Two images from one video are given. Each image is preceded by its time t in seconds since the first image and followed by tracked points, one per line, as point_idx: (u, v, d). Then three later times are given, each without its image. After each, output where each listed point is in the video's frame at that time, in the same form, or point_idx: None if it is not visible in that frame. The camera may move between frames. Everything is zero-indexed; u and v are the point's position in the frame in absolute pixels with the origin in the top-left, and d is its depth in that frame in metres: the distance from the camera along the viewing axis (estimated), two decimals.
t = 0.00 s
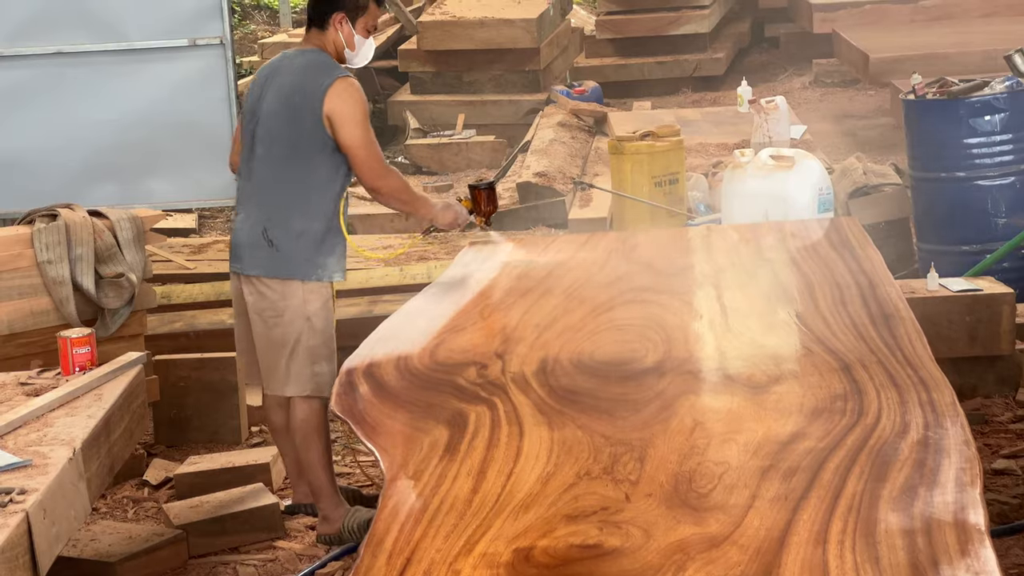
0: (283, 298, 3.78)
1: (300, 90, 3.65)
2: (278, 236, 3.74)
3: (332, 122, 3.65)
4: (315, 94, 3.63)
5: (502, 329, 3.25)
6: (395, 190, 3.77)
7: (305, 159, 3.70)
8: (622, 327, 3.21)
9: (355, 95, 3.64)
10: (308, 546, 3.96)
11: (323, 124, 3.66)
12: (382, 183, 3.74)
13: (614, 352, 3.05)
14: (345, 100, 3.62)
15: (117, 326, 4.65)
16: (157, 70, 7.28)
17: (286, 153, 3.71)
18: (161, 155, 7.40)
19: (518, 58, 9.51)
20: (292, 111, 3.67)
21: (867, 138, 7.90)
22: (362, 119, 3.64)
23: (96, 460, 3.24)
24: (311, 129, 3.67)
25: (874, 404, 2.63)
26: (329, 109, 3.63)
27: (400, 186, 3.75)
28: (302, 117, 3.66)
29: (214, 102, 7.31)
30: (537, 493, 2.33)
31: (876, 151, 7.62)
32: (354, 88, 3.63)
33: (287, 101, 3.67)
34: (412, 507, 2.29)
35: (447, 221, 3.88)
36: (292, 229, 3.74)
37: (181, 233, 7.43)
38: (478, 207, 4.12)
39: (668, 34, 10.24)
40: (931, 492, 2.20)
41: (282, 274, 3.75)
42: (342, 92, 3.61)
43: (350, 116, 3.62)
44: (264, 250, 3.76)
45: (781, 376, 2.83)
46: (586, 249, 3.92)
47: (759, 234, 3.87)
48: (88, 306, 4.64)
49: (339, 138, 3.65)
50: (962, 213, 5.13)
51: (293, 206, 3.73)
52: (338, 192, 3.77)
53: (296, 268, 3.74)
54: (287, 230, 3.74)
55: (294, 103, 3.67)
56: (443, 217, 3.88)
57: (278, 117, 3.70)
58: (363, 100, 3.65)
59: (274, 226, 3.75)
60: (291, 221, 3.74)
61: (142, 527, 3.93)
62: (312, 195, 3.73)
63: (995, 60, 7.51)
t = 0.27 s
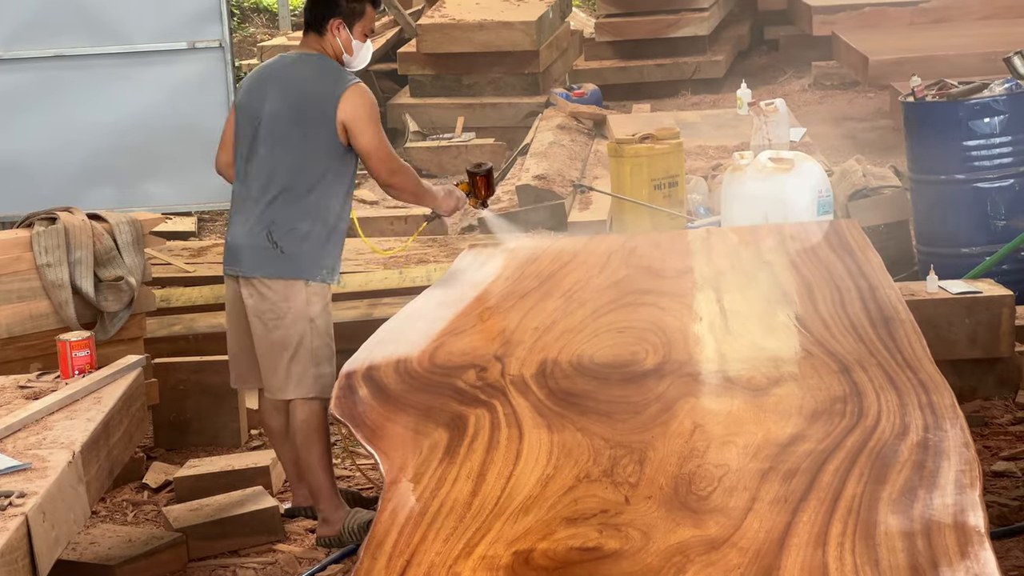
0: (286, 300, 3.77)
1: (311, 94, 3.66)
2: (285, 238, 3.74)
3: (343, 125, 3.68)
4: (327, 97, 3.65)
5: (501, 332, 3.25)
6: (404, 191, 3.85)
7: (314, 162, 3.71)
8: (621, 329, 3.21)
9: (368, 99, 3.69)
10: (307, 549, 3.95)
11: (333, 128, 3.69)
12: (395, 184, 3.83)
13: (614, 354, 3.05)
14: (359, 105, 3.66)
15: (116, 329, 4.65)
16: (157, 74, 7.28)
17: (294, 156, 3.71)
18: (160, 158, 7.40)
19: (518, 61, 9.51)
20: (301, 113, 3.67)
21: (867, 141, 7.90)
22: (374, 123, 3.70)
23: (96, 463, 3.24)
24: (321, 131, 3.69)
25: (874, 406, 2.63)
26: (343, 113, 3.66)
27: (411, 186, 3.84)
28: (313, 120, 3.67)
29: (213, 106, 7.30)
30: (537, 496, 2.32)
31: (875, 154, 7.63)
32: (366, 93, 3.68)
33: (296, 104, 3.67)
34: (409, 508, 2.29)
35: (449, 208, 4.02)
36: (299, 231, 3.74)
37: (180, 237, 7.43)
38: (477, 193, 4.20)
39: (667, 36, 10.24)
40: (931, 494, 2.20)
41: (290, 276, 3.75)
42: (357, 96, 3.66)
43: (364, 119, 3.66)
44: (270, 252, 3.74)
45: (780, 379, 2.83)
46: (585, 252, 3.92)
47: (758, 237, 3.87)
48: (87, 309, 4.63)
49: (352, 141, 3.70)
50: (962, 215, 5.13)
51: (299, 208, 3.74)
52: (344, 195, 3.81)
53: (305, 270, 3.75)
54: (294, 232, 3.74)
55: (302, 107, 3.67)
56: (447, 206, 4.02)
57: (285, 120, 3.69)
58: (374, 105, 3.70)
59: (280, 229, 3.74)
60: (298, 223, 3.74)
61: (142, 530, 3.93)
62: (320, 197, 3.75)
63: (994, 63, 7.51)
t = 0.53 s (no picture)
0: (283, 303, 3.77)
1: (302, 97, 3.65)
2: (280, 241, 3.74)
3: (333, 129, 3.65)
4: (316, 100, 3.63)
5: (501, 335, 3.25)
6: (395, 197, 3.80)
7: (307, 165, 3.70)
8: (621, 331, 3.21)
9: (358, 102, 3.65)
10: (308, 551, 3.95)
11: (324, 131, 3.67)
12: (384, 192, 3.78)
13: (613, 357, 3.05)
14: (348, 108, 3.63)
15: (116, 332, 4.66)
16: (157, 77, 7.28)
17: (287, 160, 3.70)
18: (160, 161, 7.41)
19: (518, 63, 9.51)
20: (292, 116, 3.66)
21: (867, 143, 7.89)
22: (364, 126, 3.65)
23: (96, 466, 3.24)
24: (312, 135, 3.67)
25: (874, 408, 2.62)
26: (331, 116, 3.63)
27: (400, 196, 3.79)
28: (304, 123, 3.66)
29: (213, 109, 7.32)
30: (537, 498, 2.32)
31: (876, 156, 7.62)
32: (356, 97, 3.65)
33: (288, 107, 3.67)
34: (408, 511, 2.29)
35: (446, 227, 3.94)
36: (294, 235, 3.74)
37: (181, 239, 7.44)
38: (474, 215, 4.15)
39: (667, 38, 10.23)
40: (931, 496, 2.20)
41: (285, 280, 3.75)
42: (347, 99, 3.63)
43: (353, 123, 3.63)
44: (266, 256, 3.75)
45: (780, 381, 2.83)
46: (584, 254, 3.92)
47: (758, 239, 3.87)
48: (87, 312, 4.64)
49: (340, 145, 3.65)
50: (962, 217, 5.12)
51: (293, 212, 3.74)
52: (338, 198, 3.79)
53: (299, 273, 3.75)
54: (289, 235, 3.74)
55: (294, 111, 3.66)
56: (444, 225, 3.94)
57: (278, 123, 3.69)
58: (365, 109, 3.66)
59: (275, 233, 3.74)
60: (292, 226, 3.74)
61: (142, 533, 3.93)
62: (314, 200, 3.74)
63: (995, 65, 7.50)
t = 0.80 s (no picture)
0: (276, 307, 3.80)
1: (281, 102, 3.66)
2: (268, 246, 3.78)
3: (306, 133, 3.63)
4: (292, 104, 3.63)
5: (501, 337, 3.25)
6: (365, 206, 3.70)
7: (287, 170, 3.72)
8: (621, 334, 3.21)
9: (332, 105, 3.61)
10: (308, 554, 3.95)
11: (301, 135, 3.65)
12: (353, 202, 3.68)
13: (614, 359, 3.05)
14: (320, 111, 3.60)
15: (117, 335, 4.66)
16: (157, 80, 7.29)
17: (273, 164, 3.73)
18: (161, 163, 7.42)
19: (518, 66, 9.51)
20: (275, 121, 3.68)
21: (867, 145, 7.89)
22: (334, 131, 3.60)
23: (96, 469, 3.24)
24: (293, 139, 3.67)
25: (875, 410, 2.62)
26: (305, 119, 3.61)
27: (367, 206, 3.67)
28: (284, 127, 3.66)
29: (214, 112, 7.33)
30: (537, 500, 2.33)
31: (876, 158, 7.62)
32: (328, 100, 3.60)
33: (271, 112, 3.69)
34: (411, 522, 2.26)
35: (426, 248, 3.72)
36: (283, 239, 3.77)
37: (182, 241, 7.44)
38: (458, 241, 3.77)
39: (668, 41, 10.24)
40: (931, 498, 2.20)
41: (274, 285, 3.78)
42: (319, 101, 3.59)
43: (324, 127, 3.59)
44: (256, 260, 3.80)
45: (780, 384, 2.83)
46: (584, 257, 3.92)
47: (759, 241, 3.87)
48: (88, 314, 4.65)
49: (312, 149, 3.62)
50: (963, 219, 5.12)
51: (280, 216, 3.76)
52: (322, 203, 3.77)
53: (285, 278, 3.77)
54: (277, 240, 3.77)
55: (276, 115, 3.68)
56: (422, 244, 3.73)
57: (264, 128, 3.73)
58: (337, 112, 3.61)
59: (263, 237, 3.79)
60: (280, 231, 3.77)
61: (143, 535, 3.93)
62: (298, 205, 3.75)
63: (994, 67, 7.50)
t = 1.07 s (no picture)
0: (274, 310, 3.83)
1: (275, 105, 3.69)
2: (261, 249, 3.81)
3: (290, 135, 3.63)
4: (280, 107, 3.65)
5: (503, 338, 3.26)
6: (332, 211, 3.61)
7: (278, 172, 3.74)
8: (623, 336, 3.21)
9: (316, 109, 3.60)
10: (310, 556, 3.96)
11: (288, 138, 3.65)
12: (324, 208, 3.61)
13: (615, 361, 3.05)
14: (304, 115, 3.59)
15: (119, 337, 4.66)
16: (158, 82, 7.30)
17: (267, 168, 3.76)
18: (162, 166, 7.44)
19: (519, 68, 9.50)
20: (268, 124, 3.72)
21: (868, 146, 7.89)
22: (316, 134, 3.58)
23: (97, 471, 3.24)
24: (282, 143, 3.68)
25: (877, 412, 2.62)
26: (289, 123, 3.61)
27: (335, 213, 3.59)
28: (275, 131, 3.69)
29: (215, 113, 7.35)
30: (538, 502, 2.33)
31: (877, 159, 7.62)
32: (314, 104, 3.60)
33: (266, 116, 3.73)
34: (416, 535, 2.22)
35: (397, 263, 3.66)
36: (274, 243, 3.79)
37: (184, 244, 7.45)
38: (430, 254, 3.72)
39: (669, 42, 10.24)
40: (933, 500, 2.20)
41: (265, 288, 3.80)
42: (302, 105, 3.59)
43: (305, 130, 3.58)
44: (250, 263, 3.83)
45: (782, 385, 2.82)
46: (583, 259, 3.92)
47: (759, 243, 3.87)
48: (90, 316, 4.65)
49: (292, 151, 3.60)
50: (963, 221, 5.13)
51: (271, 220, 3.79)
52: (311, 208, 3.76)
53: (274, 282, 3.79)
54: (269, 244, 3.80)
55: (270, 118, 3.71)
56: (394, 258, 3.66)
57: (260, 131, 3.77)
58: (322, 117, 3.60)
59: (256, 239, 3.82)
60: (272, 235, 3.79)
61: (144, 537, 3.93)
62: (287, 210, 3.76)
63: (996, 68, 7.50)
